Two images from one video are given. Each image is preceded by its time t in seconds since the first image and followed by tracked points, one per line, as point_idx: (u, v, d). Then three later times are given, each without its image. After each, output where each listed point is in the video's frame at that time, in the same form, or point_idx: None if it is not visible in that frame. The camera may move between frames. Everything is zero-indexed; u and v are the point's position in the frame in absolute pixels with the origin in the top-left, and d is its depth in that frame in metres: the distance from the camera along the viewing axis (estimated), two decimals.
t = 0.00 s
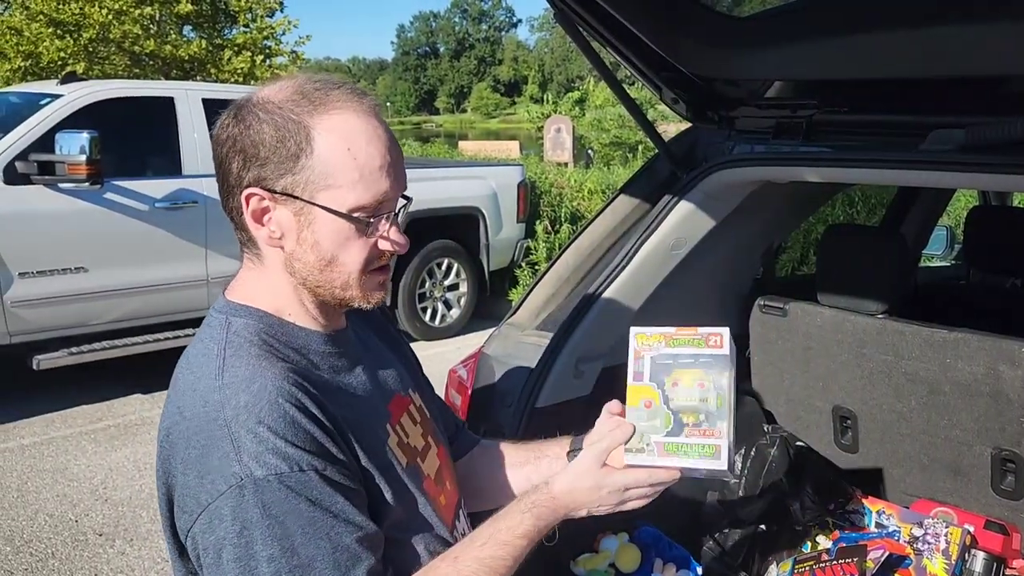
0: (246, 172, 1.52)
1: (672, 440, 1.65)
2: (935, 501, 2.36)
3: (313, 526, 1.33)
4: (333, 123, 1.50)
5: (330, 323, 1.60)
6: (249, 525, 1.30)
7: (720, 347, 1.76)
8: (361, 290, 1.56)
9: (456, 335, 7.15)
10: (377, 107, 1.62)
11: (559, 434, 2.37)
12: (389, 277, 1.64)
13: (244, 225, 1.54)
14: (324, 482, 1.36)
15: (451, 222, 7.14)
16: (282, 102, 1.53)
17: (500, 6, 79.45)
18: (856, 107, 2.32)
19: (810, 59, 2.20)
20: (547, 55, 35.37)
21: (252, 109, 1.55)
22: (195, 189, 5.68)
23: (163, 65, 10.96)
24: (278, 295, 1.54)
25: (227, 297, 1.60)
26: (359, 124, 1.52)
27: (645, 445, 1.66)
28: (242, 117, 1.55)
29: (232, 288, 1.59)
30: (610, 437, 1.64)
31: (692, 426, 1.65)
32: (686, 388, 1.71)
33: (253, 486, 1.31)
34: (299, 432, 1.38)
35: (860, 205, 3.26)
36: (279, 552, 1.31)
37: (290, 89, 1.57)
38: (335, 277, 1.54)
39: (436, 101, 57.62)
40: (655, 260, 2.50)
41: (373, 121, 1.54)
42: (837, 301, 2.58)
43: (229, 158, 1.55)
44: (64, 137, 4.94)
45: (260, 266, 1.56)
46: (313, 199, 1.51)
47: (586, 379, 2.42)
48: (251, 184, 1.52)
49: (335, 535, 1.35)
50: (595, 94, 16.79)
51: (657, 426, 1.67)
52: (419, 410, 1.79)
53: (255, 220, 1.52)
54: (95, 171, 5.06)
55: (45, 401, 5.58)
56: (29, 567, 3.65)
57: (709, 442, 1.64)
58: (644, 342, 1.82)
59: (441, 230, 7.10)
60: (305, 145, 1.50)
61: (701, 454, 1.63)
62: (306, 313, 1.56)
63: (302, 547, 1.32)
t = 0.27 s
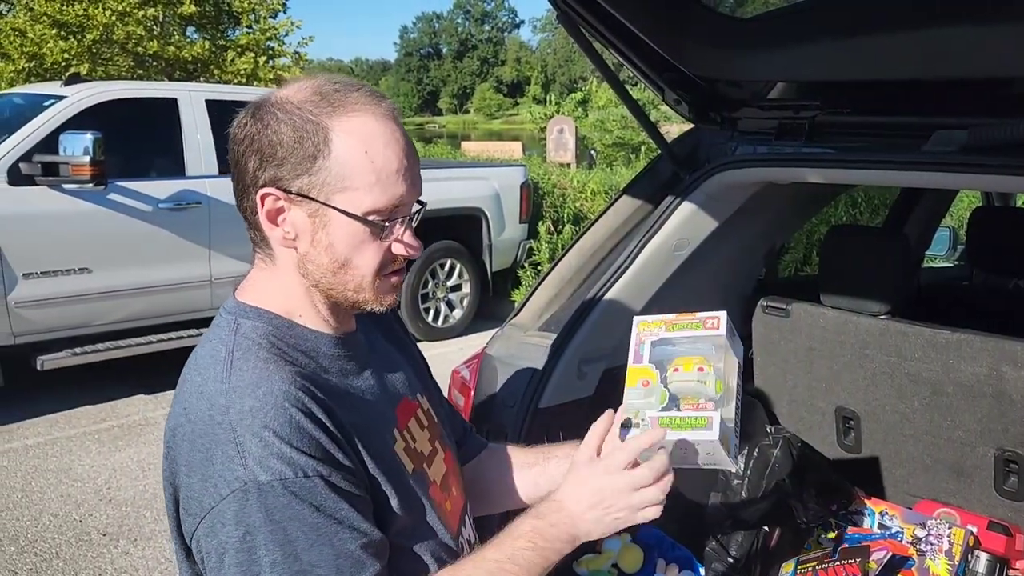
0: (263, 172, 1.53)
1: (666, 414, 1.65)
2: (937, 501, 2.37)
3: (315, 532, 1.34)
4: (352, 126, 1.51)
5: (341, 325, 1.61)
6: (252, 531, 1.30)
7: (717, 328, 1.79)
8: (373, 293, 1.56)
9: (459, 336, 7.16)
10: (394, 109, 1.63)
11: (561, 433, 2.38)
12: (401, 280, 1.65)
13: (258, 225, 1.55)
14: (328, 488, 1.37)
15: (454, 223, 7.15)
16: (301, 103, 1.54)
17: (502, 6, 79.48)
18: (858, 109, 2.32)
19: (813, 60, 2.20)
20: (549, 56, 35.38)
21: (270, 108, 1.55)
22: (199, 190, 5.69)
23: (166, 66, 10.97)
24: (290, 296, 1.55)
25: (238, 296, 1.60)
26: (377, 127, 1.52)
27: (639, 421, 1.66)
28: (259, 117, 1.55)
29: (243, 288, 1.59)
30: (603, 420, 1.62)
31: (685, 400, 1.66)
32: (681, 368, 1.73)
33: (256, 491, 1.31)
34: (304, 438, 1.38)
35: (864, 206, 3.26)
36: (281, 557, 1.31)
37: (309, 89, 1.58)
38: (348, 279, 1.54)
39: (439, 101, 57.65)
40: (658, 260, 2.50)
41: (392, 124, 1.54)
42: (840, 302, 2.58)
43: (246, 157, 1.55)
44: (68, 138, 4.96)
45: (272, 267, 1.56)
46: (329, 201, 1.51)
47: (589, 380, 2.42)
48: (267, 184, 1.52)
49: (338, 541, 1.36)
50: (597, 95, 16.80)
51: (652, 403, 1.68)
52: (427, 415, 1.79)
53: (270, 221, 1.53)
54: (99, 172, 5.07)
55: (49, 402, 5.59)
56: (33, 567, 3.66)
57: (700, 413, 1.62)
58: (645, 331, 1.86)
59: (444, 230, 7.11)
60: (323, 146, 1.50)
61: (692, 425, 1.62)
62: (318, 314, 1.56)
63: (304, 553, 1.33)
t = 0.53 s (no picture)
0: (279, 168, 1.53)
1: (679, 418, 1.67)
2: (940, 503, 2.37)
3: (326, 533, 1.33)
4: (368, 121, 1.52)
5: (352, 324, 1.61)
6: (263, 532, 1.30)
7: (734, 336, 1.81)
8: (388, 289, 1.57)
9: (461, 337, 7.15)
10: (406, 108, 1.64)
11: (562, 433, 2.39)
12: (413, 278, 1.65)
13: (273, 220, 1.54)
14: (339, 489, 1.37)
15: (456, 223, 7.15)
16: (318, 99, 1.54)
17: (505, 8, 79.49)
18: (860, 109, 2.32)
19: (815, 62, 2.20)
20: (552, 57, 35.39)
21: (285, 105, 1.56)
22: (201, 192, 5.70)
23: (169, 68, 10.96)
24: (306, 292, 1.55)
25: (251, 294, 1.60)
26: (393, 123, 1.53)
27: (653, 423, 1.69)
28: (275, 113, 1.56)
29: (255, 286, 1.59)
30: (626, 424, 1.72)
31: (699, 404, 1.68)
32: (695, 376, 1.75)
33: (268, 491, 1.31)
34: (315, 438, 1.38)
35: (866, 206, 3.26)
36: (292, 557, 1.31)
37: (324, 87, 1.59)
38: (363, 274, 1.55)
39: (441, 103, 57.66)
40: (662, 260, 2.51)
41: (407, 120, 1.56)
42: (841, 303, 2.58)
43: (262, 153, 1.55)
44: (71, 139, 4.97)
45: (286, 264, 1.56)
46: (346, 195, 1.52)
47: (591, 381, 2.42)
48: (284, 179, 1.53)
49: (349, 542, 1.36)
50: (599, 95, 16.79)
51: (666, 404, 1.70)
52: (433, 416, 1.80)
53: (285, 216, 1.53)
54: (102, 174, 5.09)
55: (52, 402, 5.60)
56: (36, 567, 3.66)
57: (715, 420, 1.65)
58: (662, 331, 1.87)
59: (446, 231, 7.11)
60: (340, 140, 1.51)
61: (706, 430, 1.65)
62: (332, 310, 1.56)
63: (315, 554, 1.32)
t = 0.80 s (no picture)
0: (287, 158, 1.54)
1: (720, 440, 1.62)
2: (941, 503, 2.37)
3: (349, 521, 1.32)
4: (375, 114, 1.53)
5: (356, 317, 1.61)
6: (285, 521, 1.29)
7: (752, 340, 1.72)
8: (390, 282, 1.57)
9: (463, 338, 7.15)
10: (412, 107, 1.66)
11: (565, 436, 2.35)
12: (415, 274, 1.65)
13: (280, 210, 1.55)
14: (360, 478, 1.35)
15: (457, 224, 7.15)
16: (327, 94, 1.56)
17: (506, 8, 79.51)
18: (862, 110, 2.32)
19: (817, 62, 2.20)
20: (554, 58, 35.39)
21: (295, 100, 1.57)
22: (203, 193, 5.71)
23: (172, 69, 10.97)
24: (310, 282, 1.55)
25: (258, 286, 1.60)
26: (399, 116, 1.54)
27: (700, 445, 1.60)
28: (285, 107, 1.57)
29: (262, 279, 1.60)
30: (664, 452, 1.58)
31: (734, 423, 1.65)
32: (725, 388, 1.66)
33: (288, 481, 1.30)
34: (332, 428, 1.38)
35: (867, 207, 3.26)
36: (314, 546, 1.30)
37: (333, 84, 1.61)
38: (366, 266, 1.55)
39: (443, 103, 57.68)
40: (664, 260, 2.51)
41: (413, 115, 1.57)
42: (843, 303, 2.58)
43: (270, 145, 1.56)
44: (73, 141, 4.99)
45: (291, 254, 1.56)
46: (352, 184, 1.52)
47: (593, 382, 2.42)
48: (291, 169, 1.53)
49: (370, 530, 1.34)
50: (601, 96, 16.80)
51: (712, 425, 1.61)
52: (434, 413, 1.80)
53: (292, 205, 1.53)
54: (105, 175, 5.10)
55: (54, 403, 5.60)
56: (38, 567, 3.67)
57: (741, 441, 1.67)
58: (699, 336, 1.61)
59: (448, 231, 7.12)
60: (347, 131, 1.51)
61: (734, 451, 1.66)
62: (336, 301, 1.56)
63: (338, 542, 1.31)
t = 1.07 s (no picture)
0: (269, 164, 1.54)
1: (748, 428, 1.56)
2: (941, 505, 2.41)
3: (372, 513, 1.32)
4: (353, 116, 1.52)
5: (348, 317, 1.60)
6: (309, 518, 1.29)
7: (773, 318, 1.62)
8: (377, 283, 1.56)
9: (465, 339, 7.15)
10: (397, 106, 1.64)
11: (566, 436, 2.35)
12: (408, 274, 1.63)
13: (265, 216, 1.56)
14: (379, 471, 1.36)
15: (459, 225, 7.15)
16: (307, 98, 1.56)
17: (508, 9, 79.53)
18: (863, 111, 2.32)
19: (818, 63, 2.20)
20: (556, 59, 35.39)
21: (278, 105, 1.58)
22: (205, 194, 5.71)
23: (174, 70, 10.98)
24: (296, 285, 1.55)
25: (249, 292, 1.61)
26: (377, 117, 1.53)
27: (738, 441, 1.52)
28: (268, 115, 1.58)
29: (254, 283, 1.60)
30: (710, 440, 1.47)
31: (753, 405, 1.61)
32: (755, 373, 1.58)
33: (308, 480, 1.30)
34: (345, 424, 1.38)
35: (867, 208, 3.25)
36: (341, 540, 1.29)
37: (316, 87, 1.60)
38: (352, 268, 1.54)
39: (445, 104, 57.71)
40: (664, 260, 2.51)
41: (392, 115, 1.55)
42: (844, 304, 2.58)
43: (254, 153, 1.57)
44: (74, 142, 4.99)
45: (278, 260, 1.57)
46: (332, 188, 1.51)
47: (594, 382, 2.42)
48: (273, 175, 1.54)
49: (393, 520, 1.33)
50: (602, 97, 16.79)
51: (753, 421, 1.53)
52: (429, 410, 1.79)
53: (275, 211, 1.53)
54: (107, 175, 5.10)
55: (56, 404, 5.61)
56: (40, 568, 3.67)
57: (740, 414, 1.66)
58: (759, 334, 1.47)
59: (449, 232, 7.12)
60: (325, 135, 1.51)
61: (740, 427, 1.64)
62: (324, 303, 1.56)
63: (364, 535, 1.31)
